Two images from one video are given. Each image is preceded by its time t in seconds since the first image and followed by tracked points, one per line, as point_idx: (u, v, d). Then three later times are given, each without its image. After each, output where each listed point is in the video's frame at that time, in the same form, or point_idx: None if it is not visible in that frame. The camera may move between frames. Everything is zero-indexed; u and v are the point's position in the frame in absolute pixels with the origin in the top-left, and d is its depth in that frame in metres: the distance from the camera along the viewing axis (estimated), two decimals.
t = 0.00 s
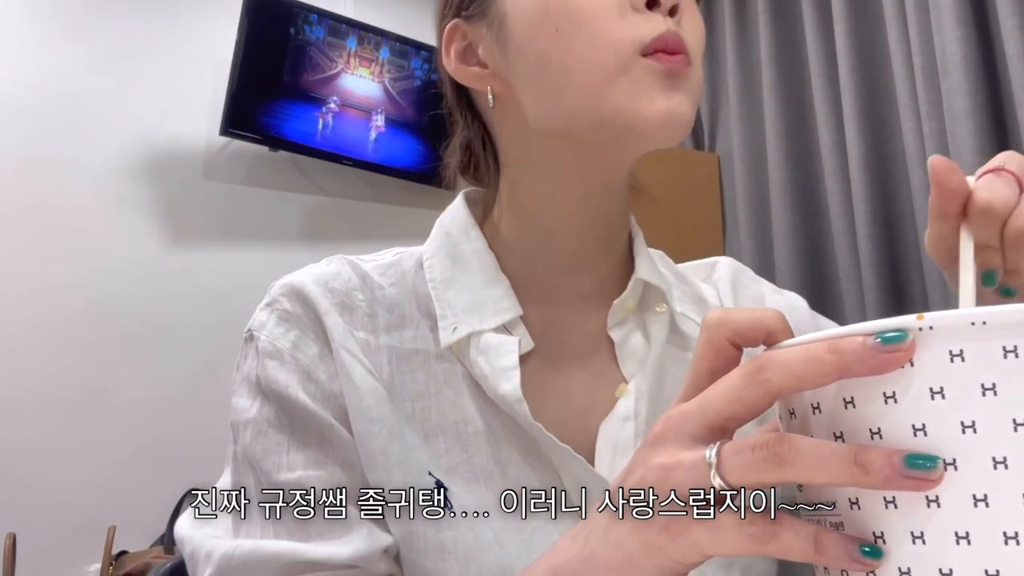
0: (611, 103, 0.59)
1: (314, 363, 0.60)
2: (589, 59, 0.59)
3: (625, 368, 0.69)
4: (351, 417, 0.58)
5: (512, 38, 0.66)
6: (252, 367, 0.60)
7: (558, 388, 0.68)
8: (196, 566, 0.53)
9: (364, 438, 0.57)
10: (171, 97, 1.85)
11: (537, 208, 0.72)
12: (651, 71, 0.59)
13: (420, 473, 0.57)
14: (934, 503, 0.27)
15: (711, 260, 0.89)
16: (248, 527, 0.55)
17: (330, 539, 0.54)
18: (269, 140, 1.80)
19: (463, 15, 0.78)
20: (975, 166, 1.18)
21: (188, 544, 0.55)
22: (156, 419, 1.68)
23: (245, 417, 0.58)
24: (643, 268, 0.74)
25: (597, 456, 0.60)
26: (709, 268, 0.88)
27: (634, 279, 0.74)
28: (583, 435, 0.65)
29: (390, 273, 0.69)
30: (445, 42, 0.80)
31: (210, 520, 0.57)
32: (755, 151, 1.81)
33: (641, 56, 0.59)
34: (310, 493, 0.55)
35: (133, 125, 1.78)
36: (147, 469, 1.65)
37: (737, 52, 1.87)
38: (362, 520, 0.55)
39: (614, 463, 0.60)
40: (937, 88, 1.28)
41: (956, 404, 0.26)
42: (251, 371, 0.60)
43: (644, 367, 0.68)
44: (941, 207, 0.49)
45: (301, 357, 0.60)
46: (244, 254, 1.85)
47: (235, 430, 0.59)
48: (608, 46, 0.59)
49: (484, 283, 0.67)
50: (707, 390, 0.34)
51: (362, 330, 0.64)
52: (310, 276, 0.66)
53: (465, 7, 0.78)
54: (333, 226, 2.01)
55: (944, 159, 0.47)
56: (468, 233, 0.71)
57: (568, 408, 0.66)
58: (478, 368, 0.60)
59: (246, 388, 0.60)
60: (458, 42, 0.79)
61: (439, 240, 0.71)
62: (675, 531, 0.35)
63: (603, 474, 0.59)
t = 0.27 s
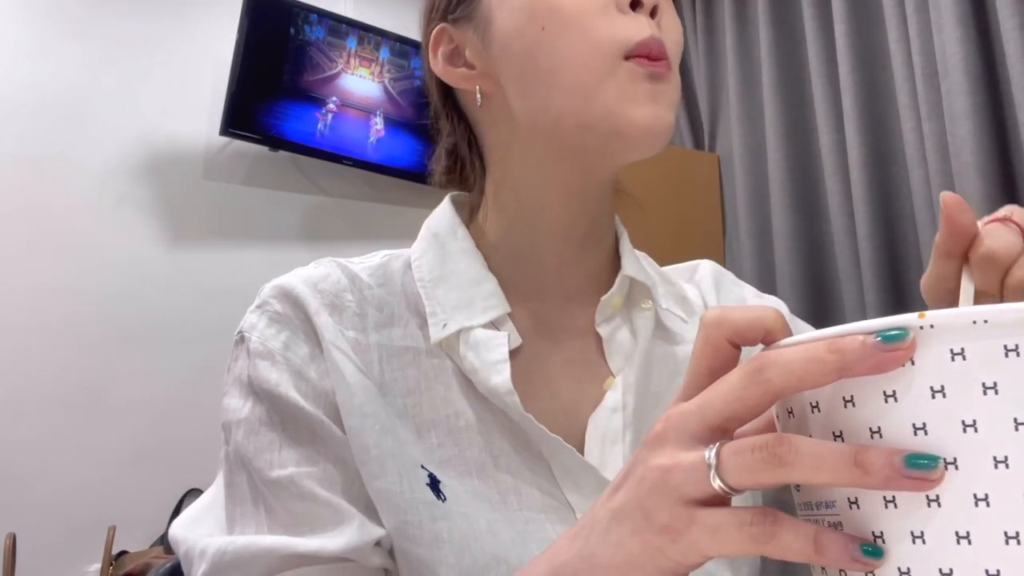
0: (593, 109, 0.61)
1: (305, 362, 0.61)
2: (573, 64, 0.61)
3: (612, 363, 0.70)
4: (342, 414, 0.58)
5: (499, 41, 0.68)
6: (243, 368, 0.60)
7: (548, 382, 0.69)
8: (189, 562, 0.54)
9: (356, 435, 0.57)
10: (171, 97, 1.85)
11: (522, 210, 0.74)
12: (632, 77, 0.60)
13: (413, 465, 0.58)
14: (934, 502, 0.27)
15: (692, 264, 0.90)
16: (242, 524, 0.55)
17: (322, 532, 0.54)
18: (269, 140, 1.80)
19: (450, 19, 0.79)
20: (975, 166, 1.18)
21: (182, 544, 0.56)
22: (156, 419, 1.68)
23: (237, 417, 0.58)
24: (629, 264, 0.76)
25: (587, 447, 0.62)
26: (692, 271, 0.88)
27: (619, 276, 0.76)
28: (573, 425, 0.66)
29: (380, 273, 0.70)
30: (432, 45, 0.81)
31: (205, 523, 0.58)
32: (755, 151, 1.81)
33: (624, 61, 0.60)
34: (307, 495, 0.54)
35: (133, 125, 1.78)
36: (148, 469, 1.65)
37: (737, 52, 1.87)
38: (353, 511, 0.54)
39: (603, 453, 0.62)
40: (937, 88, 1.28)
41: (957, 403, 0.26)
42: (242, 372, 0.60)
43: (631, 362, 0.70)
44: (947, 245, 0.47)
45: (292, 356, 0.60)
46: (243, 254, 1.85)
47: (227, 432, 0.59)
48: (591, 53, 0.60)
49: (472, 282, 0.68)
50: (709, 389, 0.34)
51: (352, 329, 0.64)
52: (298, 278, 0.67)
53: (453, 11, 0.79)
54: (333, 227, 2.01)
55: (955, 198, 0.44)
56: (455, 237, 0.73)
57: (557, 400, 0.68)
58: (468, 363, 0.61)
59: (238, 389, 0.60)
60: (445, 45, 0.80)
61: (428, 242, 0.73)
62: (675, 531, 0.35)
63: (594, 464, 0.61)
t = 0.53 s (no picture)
0: (578, 94, 0.63)
1: (297, 365, 0.61)
2: (557, 51, 0.63)
3: (603, 356, 0.71)
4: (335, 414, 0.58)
5: (485, 34, 0.69)
6: (236, 376, 0.60)
7: (540, 375, 0.69)
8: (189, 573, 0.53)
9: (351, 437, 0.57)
10: (171, 97, 1.84)
11: (508, 203, 0.75)
12: (613, 62, 0.63)
13: (405, 464, 0.58)
14: (943, 502, 0.27)
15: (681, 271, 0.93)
16: (242, 529, 0.55)
17: (319, 533, 0.53)
18: (269, 140, 1.80)
19: (435, 18, 0.80)
20: (974, 166, 1.18)
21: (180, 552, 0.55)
22: (155, 420, 1.67)
23: (232, 423, 0.58)
24: (618, 260, 0.78)
25: (581, 436, 0.63)
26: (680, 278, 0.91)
27: (608, 271, 0.77)
28: (566, 418, 0.66)
29: (371, 275, 0.70)
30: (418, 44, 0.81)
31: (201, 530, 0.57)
32: (755, 151, 1.81)
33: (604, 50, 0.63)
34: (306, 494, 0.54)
35: (132, 125, 1.77)
36: (147, 470, 1.65)
37: (738, 52, 1.86)
38: (349, 510, 0.54)
39: (596, 445, 0.62)
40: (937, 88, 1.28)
41: (968, 403, 0.26)
42: (236, 379, 0.60)
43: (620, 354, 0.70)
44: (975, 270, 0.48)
45: (285, 361, 0.61)
46: (243, 254, 1.84)
47: (223, 438, 0.59)
48: (574, 41, 0.63)
49: (462, 276, 0.69)
50: (718, 392, 0.34)
51: (342, 330, 0.64)
52: (290, 282, 0.67)
53: (439, 10, 0.79)
54: (333, 227, 2.00)
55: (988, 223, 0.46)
56: (444, 235, 0.74)
57: (548, 392, 0.68)
58: (461, 353, 0.62)
59: (234, 395, 0.60)
60: (430, 44, 0.80)
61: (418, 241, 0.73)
62: (684, 531, 0.35)
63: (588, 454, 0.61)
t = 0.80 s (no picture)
0: (586, 99, 0.65)
1: (289, 364, 0.60)
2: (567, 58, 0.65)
3: (593, 346, 0.73)
4: (326, 415, 0.57)
5: (495, 30, 0.70)
6: (227, 376, 0.59)
7: (531, 366, 0.70)
8: None
9: (343, 436, 0.56)
10: (170, 97, 1.84)
11: (500, 200, 0.75)
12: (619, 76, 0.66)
13: (401, 459, 0.58)
14: (951, 503, 0.27)
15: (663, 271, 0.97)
16: (232, 532, 0.54)
17: (309, 537, 0.52)
18: (269, 140, 1.80)
19: (441, 6, 0.79)
20: (975, 166, 1.19)
21: (165, 559, 0.54)
22: (154, 420, 1.67)
23: (223, 425, 0.57)
24: (607, 252, 0.81)
25: (574, 423, 0.64)
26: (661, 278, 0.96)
27: (596, 262, 0.79)
28: (559, 405, 0.68)
29: (362, 269, 0.70)
30: (419, 26, 0.80)
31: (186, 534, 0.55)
32: (755, 152, 1.81)
33: (610, 65, 0.66)
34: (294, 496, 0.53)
35: (132, 125, 1.77)
36: (146, 470, 1.64)
37: (738, 52, 1.87)
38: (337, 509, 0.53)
39: (590, 432, 0.64)
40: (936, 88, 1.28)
41: (976, 404, 0.26)
42: (226, 378, 0.59)
43: (610, 344, 0.73)
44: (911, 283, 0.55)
45: (276, 359, 0.59)
46: (242, 254, 1.84)
47: (213, 439, 0.57)
48: (583, 49, 0.65)
49: (454, 266, 0.70)
50: (724, 393, 0.34)
51: (332, 326, 0.64)
52: (278, 278, 0.66)
53: None
54: (333, 227, 2.00)
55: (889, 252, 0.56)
56: (434, 227, 0.74)
57: (540, 382, 0.69)
58: (454, 342, 0.64)
59: (223, 396, 0.59)
60: (432, 30, 0.79)
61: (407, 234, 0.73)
62: (688, 534, 0.35)
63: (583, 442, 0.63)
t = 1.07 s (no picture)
0: (621, 138, 0.72)
1: (312, 357, 0.59)
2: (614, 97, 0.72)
3: (593, 342, 0.77)
4: (355, 412, 0.57)
5: (555, 49, 0.73)
6: (239, 366, 0.56)
7: (544, 360, 0.73)
8: None
9: (377, 440, 0.57)
10: (171, 97, 1.84)
11: (514, 204, 0.76)
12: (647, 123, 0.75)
13: (431, 455, 0.59)
14: (953, 504, 0.27)
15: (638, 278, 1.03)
16: (236, 538, 0.53)
17: (322, 552, 0.51)
18: (269, 140, 1.80)
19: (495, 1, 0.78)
20: (975, 166, 1.19)
21: (165, 557, 0.53)
22: (154, 420, 1.67)
23: (234, 420, 0.54)
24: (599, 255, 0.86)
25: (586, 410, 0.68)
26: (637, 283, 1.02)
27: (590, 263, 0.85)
28: (568, 394, 0.71)
29: (376, 259, 0.69)
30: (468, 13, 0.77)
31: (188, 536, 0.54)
32: (755, 151, 1.81)
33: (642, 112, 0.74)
34: (312, 503, 0.51)
35: (132, 125, 1.77)
36: (146, 470, 1.64)
37: (738, 51, 1.86)
38: (355, 528, 0.51)
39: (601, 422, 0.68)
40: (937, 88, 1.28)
41: (978, 405, 0.26)
42: (239, 369, 0.56)
43: (608, 341, 0.78)
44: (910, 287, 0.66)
45: (298, 351, 0.58)
46: (242, 254, 1.84)
47: (219, 435, 0.55)
48: (627, 92, 0.72)
49: (470, 257, 0.70)
50: (725, 392, 0.34)
51: (354, 314, 0.64)
52: (295, 265, 0.64)
53: None
54: (333, 227, 2.00)
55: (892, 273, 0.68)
56: (443, 219, 0.74)
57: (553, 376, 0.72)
58: (479, 332, 0.64)
59: (233, 388, 0.56)
60: (481, 21, 0.77)
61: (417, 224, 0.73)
62: (688, 534, 0.35)
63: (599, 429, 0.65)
